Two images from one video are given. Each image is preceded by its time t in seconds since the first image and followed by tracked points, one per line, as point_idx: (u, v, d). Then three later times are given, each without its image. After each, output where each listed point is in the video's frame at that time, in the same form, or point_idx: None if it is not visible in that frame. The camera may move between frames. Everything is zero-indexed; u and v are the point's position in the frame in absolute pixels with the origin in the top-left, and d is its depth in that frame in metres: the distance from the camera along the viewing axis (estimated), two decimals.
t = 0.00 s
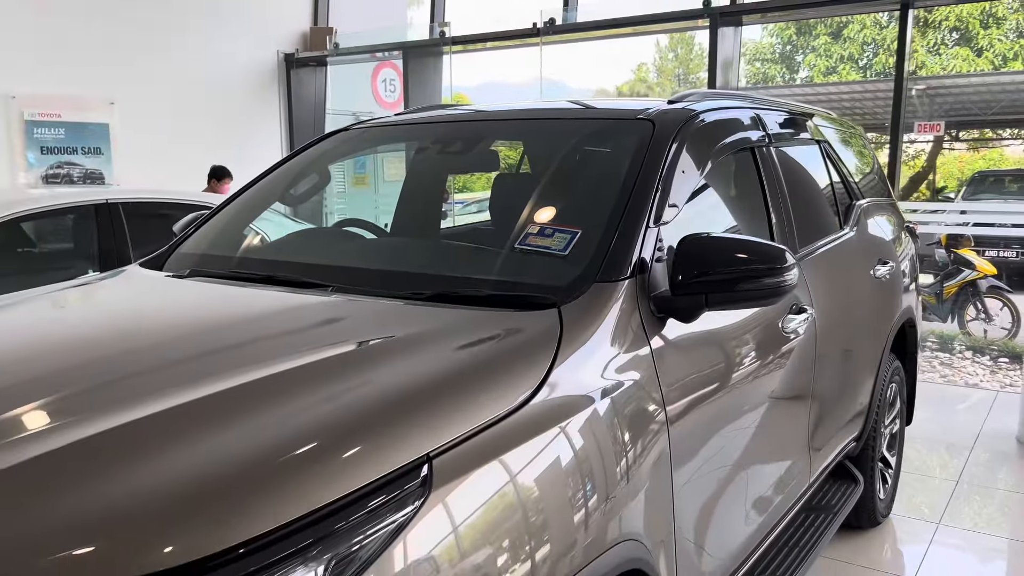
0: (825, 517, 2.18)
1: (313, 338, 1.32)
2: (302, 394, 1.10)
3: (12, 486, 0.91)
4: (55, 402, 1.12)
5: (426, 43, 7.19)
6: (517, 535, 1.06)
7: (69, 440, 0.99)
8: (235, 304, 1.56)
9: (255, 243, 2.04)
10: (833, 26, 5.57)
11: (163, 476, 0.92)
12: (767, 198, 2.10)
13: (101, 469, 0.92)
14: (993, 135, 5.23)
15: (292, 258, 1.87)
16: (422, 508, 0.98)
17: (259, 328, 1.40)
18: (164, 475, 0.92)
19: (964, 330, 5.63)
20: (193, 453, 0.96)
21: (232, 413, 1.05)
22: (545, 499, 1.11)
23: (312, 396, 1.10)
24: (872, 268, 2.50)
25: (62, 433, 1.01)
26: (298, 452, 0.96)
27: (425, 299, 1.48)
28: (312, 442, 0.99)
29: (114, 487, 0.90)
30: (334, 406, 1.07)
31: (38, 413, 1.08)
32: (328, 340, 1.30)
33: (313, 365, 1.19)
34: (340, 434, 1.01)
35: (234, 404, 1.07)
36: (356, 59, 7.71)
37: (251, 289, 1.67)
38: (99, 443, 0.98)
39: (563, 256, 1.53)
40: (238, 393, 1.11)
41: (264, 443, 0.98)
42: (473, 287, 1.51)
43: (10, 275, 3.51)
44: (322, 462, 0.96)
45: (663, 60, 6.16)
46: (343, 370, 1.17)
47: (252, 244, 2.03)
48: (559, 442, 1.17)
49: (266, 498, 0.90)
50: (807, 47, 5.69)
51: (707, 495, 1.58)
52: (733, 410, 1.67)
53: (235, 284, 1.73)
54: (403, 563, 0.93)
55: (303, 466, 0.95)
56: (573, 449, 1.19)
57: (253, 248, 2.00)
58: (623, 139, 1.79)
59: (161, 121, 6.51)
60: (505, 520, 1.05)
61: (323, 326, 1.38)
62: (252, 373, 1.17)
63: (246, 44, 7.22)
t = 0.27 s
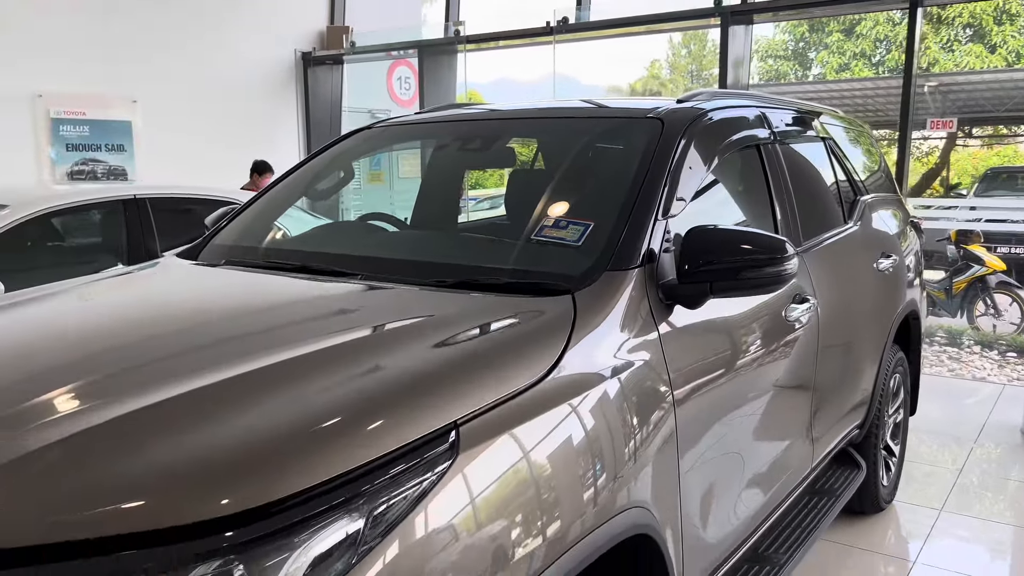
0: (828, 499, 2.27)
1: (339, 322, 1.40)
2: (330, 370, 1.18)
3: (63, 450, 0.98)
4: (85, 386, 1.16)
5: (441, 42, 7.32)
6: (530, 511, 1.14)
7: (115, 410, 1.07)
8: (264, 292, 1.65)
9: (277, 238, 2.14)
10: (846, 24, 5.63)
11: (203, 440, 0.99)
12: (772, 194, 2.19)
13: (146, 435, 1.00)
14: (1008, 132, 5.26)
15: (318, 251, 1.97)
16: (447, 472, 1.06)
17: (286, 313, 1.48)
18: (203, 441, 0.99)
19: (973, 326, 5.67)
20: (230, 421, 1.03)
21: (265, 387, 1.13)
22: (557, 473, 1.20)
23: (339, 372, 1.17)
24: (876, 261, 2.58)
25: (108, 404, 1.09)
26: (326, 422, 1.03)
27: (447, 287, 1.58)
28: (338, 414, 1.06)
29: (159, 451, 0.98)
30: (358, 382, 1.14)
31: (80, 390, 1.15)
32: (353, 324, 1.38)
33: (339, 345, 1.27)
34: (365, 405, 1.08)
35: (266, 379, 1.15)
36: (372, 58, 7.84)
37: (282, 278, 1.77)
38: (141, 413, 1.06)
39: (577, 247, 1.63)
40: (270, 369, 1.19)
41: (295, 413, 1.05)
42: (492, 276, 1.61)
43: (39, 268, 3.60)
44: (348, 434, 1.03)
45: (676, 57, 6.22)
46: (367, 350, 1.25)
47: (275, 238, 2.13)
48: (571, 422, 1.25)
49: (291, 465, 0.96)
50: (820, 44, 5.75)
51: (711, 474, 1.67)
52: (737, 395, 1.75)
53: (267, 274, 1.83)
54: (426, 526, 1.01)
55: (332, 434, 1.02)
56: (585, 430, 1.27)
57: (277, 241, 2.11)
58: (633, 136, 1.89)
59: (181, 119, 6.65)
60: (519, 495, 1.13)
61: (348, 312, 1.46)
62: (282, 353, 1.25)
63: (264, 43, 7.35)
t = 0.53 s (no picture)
0: (825, 483, 2.36)
1: (356, 307, 1.49)
2: (349, 350, 1.26)
3: (104, 418, 1.07)
4: (106, 370, 1.22)
5: (451, 38, 7.42)
6: (536, 486, 1.22)
7: (150, 384, 1.16)
8: (285, 280, 1.74)
9: (293, 230, 2.23)
10: (855, 19, 5.66)
11: (233, 411, 1.08)
12: (772, 186, 2.27)
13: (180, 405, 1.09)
14: (1017, 127, 5.28)
15: (337, 241, 2.07)
16: (460, 441, 1.15)
17: (306, 300, 1.57)
18: (235, 411, 1.08)
19: (978, 319, 5.73)
20: (257, 394, 1.12)
21: (288, 364, 1.21)
22: (562, 447, 1.28)
23: (358, 351, 1.26)
24: (875, 253, 2.66)
25: (143, 379, 1.18)
26: (346, 395, 1.12)
27: (460, 275, 1.67)
28: (357, 388, 1.14)
29: (193, 421, 1.06)
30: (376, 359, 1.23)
31: (110, 367, 1.23)
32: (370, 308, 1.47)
33: (357, 327, 1.36)
34: (382, 381, 1.16)
35: (290, 357, 1.24)
36: (382, 54, 7.93)
37: (303, 268, 1.86)
38: (173, 386, 1.14)
39: (583, 236, 1.72)
40: (292, 348, 1.27)
41: (317, 387, 1.14)
42: (503, 263, 1.70)
43: (62, 260, 3.71)
44: (368, 407, 1.11)
45: (685, 52, 6.27)
46: (384, 332, 1.34)
47: (290, 231, 2.22)
48: (576, 403, 1.34)
49: (314, 433, 1.05)
50: (828, 40, 5.76)
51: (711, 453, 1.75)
52: (736, 379, 1.84)
53: (288, 263, 1.93)
54: (441, 491, 1.10)
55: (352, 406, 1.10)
56: (590, 410, 1.36)
57: (293, 234, 2.20)
58: (638, 131, 1.97)
59: (196, 115, 6.75)
60: (525, 472, 1.21)
61: (364, 298, 1.55)
62: (304, 334, 1.34)
63: (277, 40, 7.44)
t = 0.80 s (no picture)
0: (820, 468, 2.44)
1: (367, 296, 1.56)
2: (361, 335, 1.34)
3: (134, 396, 1.15)
4: (121, 359, 1.28)
5: (457, 34, 7.50)
6: (538, 465, 1.30)
7: (175, 365, 1.24)
8: (298, 271, 1.82)
9: (305, 224, 2.32)
10: (861, 14, 5.70)
11: (254, 389, 1.16)
12: (769, 180, 2.34)
13: (204, 384, 1.17)
14: None
15: (349, 234, 2.15)
16: (469, 419, 1.23)
17: (320, 289, 1.65)
18: (260, 388, 1.16)
19: (979, 312, 5.80)
20: (276, 375, 1.20)
21: (304, 349, 1.29)
22: (563, 427, 1.37)
23: (370, 337, 1.34)
24: (871, 245, 2.73)
25: (169, 361, 1.26)
26: (359, 375, 1.20)
27: (469, 265, 1.75)
28: (369, 369, 1.22)
29: (221, 396, 1.15)
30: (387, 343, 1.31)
31: (132, 353, 1.30)
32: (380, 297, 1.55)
33: (369, 313, 1.44)
34: (394, 363, 1.24)
35: (306, 341, 1.31)
36: (390, 50, 8.01)
37: (318, 259, 1.94)
38: (195, 367, 1.22)
39: (585, 229, 1.80)
40: (307, 334, 1.35)
41: (332, 369, 1.22)
42: (508, 254, 1.79)
43: (77, 254, 3.80)
44: (384, 386, 1.19)
45: (691, 46, 6.29)
46: (394, 319, 1.42)
47: (302, 225, 2.31)
48: (577, 387, 1.41)
49: (330, 409, 1.12)
50: (834, 34, 5.85)
51: (708, 437, 1.83)
52: (732, 366, 1.91)
53: (304, 255, 2.01)
54: (450, 465, 1.18)
55: (366, 386, 1.18)
56: (590, 394, 1.44)
57: (306, 227, 2.29)
58: (639, 128, 2.05)
59: (206, 111, 6.84)
60: (528, 453, 1.29)
61: (375, 288, 1.63)
62: (318, 321, 1.42)
63: (285, 36, 7.52)
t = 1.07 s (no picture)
0: (814, 450, 2.53)
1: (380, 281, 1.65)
2: (376, 315, 1.43)
3: (167, 370, 1.24)
4: (139, 343, 1.34)
5: (463, 30, 7.58)
6: (541, 441, 1.39)
7: (204, 342, 1.33)
8: (314, 260, 1.91)
9: (316, 216, 2.42)
10: (866, 9, 5.74)
11: (278, 364, 1.25)
12: (765, 173, 2.43)
13: (232, 359, 1.26)
14: None
15: (361, 224, 2.24)
16: (478, 393, 1.32)
17: (335, 276, 1.74)
18: (284, 363, 1.25)
19: (978, 304, 5.87)
20: (298, 351, 1.29)
21: (323, 328, 1.38)
22: (566, 404, 1.45)
23: (384, 318, 1.43)
24: (865, 236, 2.82)
25: (198, 339, 1.35)
26: (374, 351, 1.28)
27: (476, 254, 1.84)
28: (385, 346, 1.31)
29: (248, 370, 1.24)
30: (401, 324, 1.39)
31: (156, 334, 1.37)
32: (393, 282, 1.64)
33: (384, 297, 1.53)
34: (408, 341, 1.33)
35: (325, 321, 1.40)
36: (396, 45, 8.09)
37: (332, 248, 2.03)
38: (223, 344, 1.31)
39: (587, 219, 1.89)
40: (325, 315, 1.44)
41: (350, 345, 1.30)
42: (514, 243, 1.88)
43: (95, 245, 3.86)
44: (399, 362, 1.28)
45: (696, 40, 6.33)
46: (407, 302, 1.50)
47: (313, 218, 2.40)
48: (579, 368, 1.50)
49: (350, 383, 1.21)
50: (838, 29, 5.91)
51: (705, 418, 1.92)
52: (729, 350, 2.00)
53: (318, 244, 2.10)
54: (460, 436, 1.26)
55: (382, 360, 1.27)
56: (591, 374, 1.53)
57: (318, 219, 2.38)
58: (640, 122, 2.14)
59: (215, 106, 6.93)
60: (532, 430, 1.38)
61: (388, 274, 1.72)
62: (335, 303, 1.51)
63: (292, 32, 7.60)
